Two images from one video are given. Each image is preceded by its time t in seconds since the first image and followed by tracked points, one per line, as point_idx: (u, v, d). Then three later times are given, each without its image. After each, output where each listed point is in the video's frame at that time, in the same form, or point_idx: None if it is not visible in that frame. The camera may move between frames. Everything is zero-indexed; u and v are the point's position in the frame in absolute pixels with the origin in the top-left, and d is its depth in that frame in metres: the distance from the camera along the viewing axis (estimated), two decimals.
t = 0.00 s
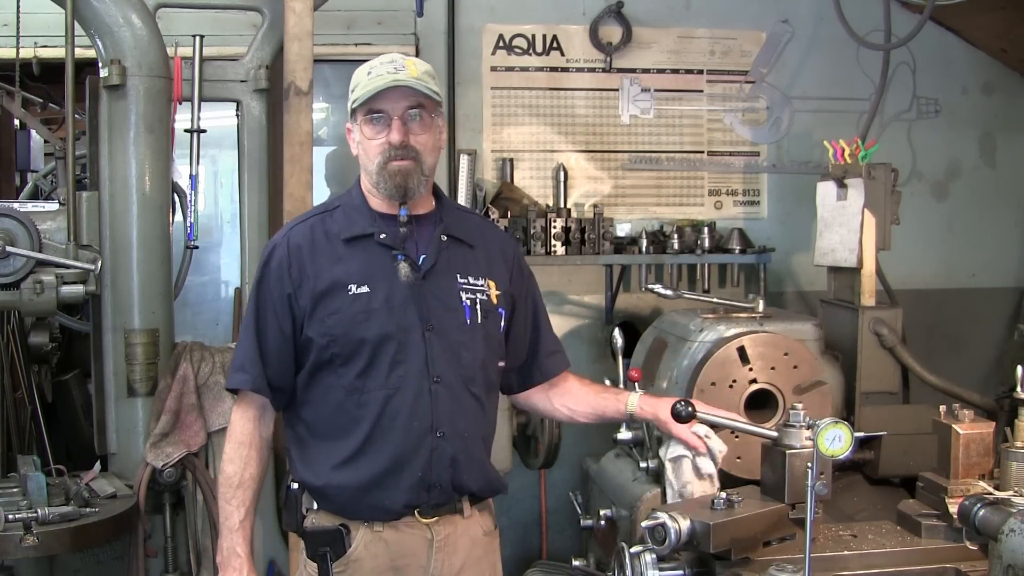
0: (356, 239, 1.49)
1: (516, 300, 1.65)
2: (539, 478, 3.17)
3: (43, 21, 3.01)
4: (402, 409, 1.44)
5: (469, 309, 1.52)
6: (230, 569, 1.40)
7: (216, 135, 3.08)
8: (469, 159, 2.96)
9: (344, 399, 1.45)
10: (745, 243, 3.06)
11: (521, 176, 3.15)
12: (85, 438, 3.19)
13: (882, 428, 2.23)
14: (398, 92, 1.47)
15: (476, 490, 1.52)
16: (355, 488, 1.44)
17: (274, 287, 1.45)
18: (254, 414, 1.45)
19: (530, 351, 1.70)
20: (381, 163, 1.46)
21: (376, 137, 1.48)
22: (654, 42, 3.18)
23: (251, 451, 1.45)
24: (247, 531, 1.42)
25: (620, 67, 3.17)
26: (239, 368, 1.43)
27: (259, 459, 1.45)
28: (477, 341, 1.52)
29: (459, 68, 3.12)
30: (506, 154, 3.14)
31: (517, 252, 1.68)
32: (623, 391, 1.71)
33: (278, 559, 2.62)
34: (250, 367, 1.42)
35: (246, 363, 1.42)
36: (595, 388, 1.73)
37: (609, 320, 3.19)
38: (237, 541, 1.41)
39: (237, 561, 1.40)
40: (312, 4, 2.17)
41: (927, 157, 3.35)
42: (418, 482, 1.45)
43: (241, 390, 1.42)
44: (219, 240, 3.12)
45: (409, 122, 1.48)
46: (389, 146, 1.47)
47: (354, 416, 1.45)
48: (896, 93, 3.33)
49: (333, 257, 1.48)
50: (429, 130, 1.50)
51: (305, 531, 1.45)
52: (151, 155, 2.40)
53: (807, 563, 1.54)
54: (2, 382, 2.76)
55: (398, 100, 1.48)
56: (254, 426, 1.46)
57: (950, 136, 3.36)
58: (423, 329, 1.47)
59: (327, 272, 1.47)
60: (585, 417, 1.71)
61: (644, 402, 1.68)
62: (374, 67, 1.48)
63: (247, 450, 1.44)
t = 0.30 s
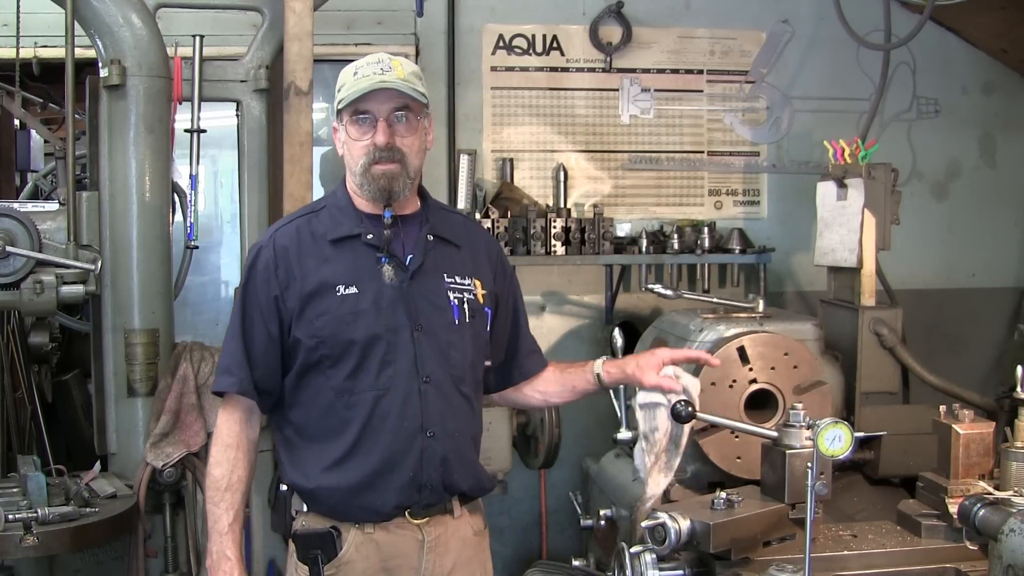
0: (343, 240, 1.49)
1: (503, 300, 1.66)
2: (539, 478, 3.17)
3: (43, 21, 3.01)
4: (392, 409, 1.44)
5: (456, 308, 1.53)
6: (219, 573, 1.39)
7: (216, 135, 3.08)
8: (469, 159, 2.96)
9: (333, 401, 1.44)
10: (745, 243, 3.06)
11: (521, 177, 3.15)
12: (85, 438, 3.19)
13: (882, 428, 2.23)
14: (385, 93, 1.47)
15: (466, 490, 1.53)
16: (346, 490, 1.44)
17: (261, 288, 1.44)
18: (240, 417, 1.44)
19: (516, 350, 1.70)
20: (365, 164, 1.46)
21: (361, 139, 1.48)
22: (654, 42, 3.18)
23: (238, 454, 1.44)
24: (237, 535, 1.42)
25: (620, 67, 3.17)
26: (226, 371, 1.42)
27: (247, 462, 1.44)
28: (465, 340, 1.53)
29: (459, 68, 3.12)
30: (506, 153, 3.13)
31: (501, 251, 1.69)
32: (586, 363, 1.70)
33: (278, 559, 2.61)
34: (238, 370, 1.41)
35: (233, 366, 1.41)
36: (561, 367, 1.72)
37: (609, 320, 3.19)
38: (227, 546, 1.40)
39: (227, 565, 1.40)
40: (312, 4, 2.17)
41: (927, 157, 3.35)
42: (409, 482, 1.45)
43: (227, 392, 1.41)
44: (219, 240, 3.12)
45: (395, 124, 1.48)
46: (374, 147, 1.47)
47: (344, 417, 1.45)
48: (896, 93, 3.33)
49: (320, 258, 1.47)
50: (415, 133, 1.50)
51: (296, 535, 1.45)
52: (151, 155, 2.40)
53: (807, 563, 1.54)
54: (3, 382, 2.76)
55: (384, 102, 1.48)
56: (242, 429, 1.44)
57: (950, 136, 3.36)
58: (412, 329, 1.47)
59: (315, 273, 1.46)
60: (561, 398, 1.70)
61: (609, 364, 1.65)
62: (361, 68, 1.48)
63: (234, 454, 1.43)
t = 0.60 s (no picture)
0: (337, 241, 1.49)
1: (491, 301, 1.68)
2: (539, 478, 3.17)
3: (43, 21, 3.01)
4: (390, 412, 1.45)
5: (450, 310, 1.54)
6: None
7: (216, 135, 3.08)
8: (468, 159, 2.95)
9: (329, 403, 1.44)
10: (745, 243, 3.06)
11: (521, 177, 3.15)
12: (85, 438, 3.19)
13: (882, 428, 2.23)
14: (384, 94, 1.47)
15: (462, 489, 1.55)
16: (345, 492, 1.44)
17: (256, 289, 1.42)
18: (234, 418, 1.42)
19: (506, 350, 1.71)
20: (362, 165, 1.46)
21: (359, 139, 1.47)
22: (654, 42, 3.18)
23: (233, 456, 1.42)
24: (234, 537, 1.41)
25: (620, 67, 3.17)
26: (220, 372, 1.40)
27: (240, 463, 1.43)
28: (458, 342, 1.54)
29: (459, 68, 3.12)
30: (506, 153, 3.13)
31: (488, 252, 1.71)
32: (602, 377, 1.69)
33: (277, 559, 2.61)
34: (234, 371, 1.39)
35: (229, 368, 1.39)
36: (576, 376, 1.72)
37: (609, 320, 3.19)
38: (225, 549, 1.39)
39: (225, 568, 1.38)
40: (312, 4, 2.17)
41: (928, 157, 3.35)
42: (408, 483, 1.46)
43: (221, 394, 1.39)
44: (219, 240, 3.12)
45: (393, 126, 1.48)
46: (372, 149, 1.46)
47: (341, 420, 1.44)
48: (896, 93, 3.33)
49: (314, 259, 1.47)
50: (412, 135, 1.50)
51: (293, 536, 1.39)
52: (151, 155, 2.40)
53: (807, 563, 1.54)
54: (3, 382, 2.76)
55: (384, 103, 1.47)
56: (235, 430, 1.42)
57: (950, 136, 3.36)
58: (407, 331, 1.48)
59: (310, 274, 1.45)
60: (572, 407, 1.70)
61: (624, 383, 1.64)
62: (360, 67, 1.47)
63: (229, 456, 1.41)
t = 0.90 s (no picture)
0: (351, 241, 1.48)
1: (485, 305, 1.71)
2: (539, 478, 3.17)
3: (42, 21, 3.01)
4: (405, 412, 1.45)
5: (454, 312, 1.57)
6: None
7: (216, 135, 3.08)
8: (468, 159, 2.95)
9: (343, 403, 1.43)
10: (745, 243, 3.06)
11: (521, 177, 3.15)
12: (85, 438, 3.19)
13: (882, 428, 2.23)
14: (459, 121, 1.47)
15: (465, 488, 1.56)
16: (358, 493, 1.44)
17: (273, 286, 1.39)
18: (240, 417, 1.38)
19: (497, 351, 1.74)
20: (430, 187, 1.45)
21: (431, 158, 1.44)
22: (654, 42, 3.18)
23: (240, 455, 1.38)
24: (240, 537, 1.38)
25: (620, 67, 3.17)
26: (232, 371, 1.35)
27: (245, 462, 1.39)
28: (462, 345, 1.57)
29: (459, 68, 3.12)
30: (506, 153, 3.13)
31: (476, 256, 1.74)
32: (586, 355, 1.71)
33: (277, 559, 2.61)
34: (248, 370, 1.35)
35: (243, 366, 1.35)
36: (564, 359, 1.74)
37: (609, 320, 3.19)
38: (232, 550, 1.36)
39: (233, 569, 1.36)
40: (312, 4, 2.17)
41: (927, 157, 3.35)
42: (420, 483, 1.48)
43: (233, 393, 1.35)
44: (219, 240, 3.12)
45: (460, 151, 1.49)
46: (443, 173, 1.46)
47: (355, 420, 1.44)
48: (896, 93, 3.33)
49: (330, 259, 1.45)
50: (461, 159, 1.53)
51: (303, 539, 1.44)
52: (151, 155, 2.40)
53: (807, 563, 1.54)
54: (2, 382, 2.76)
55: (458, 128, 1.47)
56: (241, 428, 1.38)
57: (950, 136, 3.36)
58: (418, 333, 1.49)
59: (327, 273, 1.44)
60: (565, 391, 1.72)
61: (602, 356, 1.65)
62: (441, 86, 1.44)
63: (236, 455, 1.38)
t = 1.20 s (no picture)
0: (364, 241, 1.48)
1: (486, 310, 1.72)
2: (539, 478, 3.17)
3: (42, 21, 3.01)
4: (412, 414, 1.46)
5: (461, 317, 1.58)
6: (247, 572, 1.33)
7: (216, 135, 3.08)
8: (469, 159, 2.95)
9: (352, 402, 1.43)
10: (745, 243, 3.05)
11: (521, 177, 3.15)
12: (85, 438, 3.19)
13: (882, 428, 2.23)
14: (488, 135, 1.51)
15: (468, 492, 1.57)
16: (364, 493, 1.44)
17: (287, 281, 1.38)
18: (251, 409, 1.37)
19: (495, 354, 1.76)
20: (453, 199, 1.50)
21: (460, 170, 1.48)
22: (654, 42, 3.18)
23: (252, 448, 1.37)
24: (257, 531, 1.36)
25: (620, 67, 3.17)
26: (244, 366, 1.34)
27: (258, 455, 1.38)
28: (467, 349, 1.58)
29: (459, 68, 3.12)
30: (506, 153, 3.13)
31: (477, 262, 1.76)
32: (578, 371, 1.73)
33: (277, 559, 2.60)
34: (262, 365, 1.34)
35: (257, 362, 1.34)
36: (553, 375, 1.75)
37: (609, 320, 3.18)
38: (253, 543, 1.34)
39: (254, 562, 1.34)
40: (311, 4, 2.17)
41: (927, 157, 3.35)
42: (424, 485, 1.48)
43: (247, 387, 1.33)
44: (219, 240, 3.12)
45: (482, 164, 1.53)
46: (467, 185, 1.50)
47: (362, 419, 1.44)
48: (896, 93, 3.33)
49: (343, 257, 1.45)
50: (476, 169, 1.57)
51: (305, 539, 1.45)
52: (151, 155, 2.40)
53: (807, 563, 1.54)
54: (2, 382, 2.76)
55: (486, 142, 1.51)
56: (252, 421, 1.37)
57: (950, 136, 3.36)
58: (428, 335, 1.50)
59: (340, 272, 1.44)
60: (554, 405, 1.73)
61: (602, 374, 1.66)
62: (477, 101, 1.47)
63: (249, 448, 1.36)
